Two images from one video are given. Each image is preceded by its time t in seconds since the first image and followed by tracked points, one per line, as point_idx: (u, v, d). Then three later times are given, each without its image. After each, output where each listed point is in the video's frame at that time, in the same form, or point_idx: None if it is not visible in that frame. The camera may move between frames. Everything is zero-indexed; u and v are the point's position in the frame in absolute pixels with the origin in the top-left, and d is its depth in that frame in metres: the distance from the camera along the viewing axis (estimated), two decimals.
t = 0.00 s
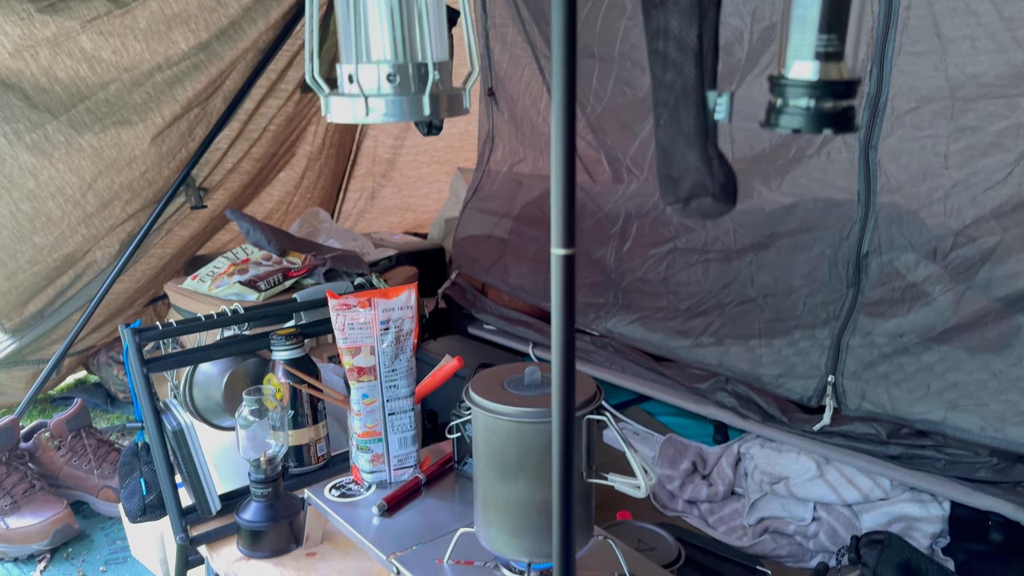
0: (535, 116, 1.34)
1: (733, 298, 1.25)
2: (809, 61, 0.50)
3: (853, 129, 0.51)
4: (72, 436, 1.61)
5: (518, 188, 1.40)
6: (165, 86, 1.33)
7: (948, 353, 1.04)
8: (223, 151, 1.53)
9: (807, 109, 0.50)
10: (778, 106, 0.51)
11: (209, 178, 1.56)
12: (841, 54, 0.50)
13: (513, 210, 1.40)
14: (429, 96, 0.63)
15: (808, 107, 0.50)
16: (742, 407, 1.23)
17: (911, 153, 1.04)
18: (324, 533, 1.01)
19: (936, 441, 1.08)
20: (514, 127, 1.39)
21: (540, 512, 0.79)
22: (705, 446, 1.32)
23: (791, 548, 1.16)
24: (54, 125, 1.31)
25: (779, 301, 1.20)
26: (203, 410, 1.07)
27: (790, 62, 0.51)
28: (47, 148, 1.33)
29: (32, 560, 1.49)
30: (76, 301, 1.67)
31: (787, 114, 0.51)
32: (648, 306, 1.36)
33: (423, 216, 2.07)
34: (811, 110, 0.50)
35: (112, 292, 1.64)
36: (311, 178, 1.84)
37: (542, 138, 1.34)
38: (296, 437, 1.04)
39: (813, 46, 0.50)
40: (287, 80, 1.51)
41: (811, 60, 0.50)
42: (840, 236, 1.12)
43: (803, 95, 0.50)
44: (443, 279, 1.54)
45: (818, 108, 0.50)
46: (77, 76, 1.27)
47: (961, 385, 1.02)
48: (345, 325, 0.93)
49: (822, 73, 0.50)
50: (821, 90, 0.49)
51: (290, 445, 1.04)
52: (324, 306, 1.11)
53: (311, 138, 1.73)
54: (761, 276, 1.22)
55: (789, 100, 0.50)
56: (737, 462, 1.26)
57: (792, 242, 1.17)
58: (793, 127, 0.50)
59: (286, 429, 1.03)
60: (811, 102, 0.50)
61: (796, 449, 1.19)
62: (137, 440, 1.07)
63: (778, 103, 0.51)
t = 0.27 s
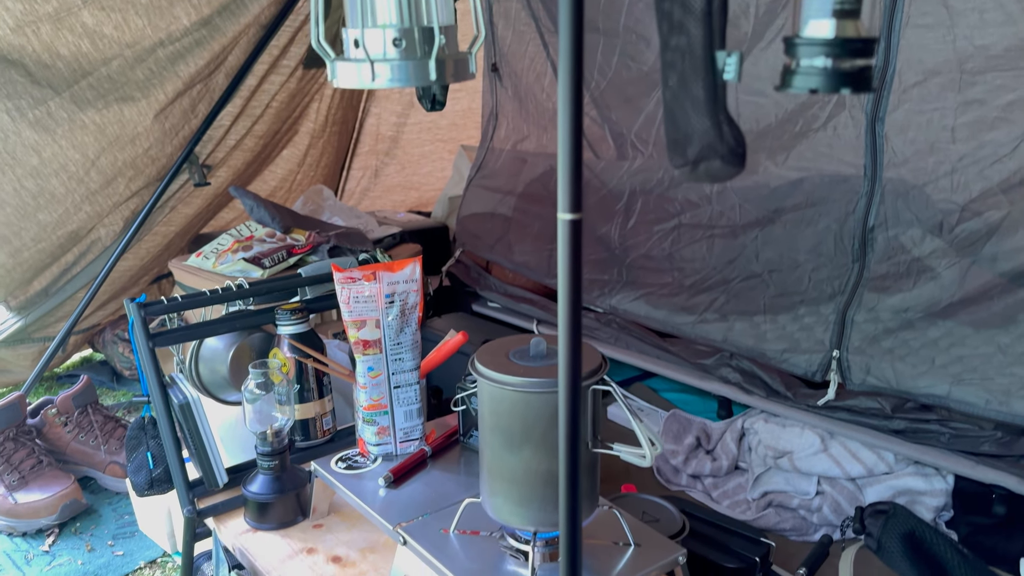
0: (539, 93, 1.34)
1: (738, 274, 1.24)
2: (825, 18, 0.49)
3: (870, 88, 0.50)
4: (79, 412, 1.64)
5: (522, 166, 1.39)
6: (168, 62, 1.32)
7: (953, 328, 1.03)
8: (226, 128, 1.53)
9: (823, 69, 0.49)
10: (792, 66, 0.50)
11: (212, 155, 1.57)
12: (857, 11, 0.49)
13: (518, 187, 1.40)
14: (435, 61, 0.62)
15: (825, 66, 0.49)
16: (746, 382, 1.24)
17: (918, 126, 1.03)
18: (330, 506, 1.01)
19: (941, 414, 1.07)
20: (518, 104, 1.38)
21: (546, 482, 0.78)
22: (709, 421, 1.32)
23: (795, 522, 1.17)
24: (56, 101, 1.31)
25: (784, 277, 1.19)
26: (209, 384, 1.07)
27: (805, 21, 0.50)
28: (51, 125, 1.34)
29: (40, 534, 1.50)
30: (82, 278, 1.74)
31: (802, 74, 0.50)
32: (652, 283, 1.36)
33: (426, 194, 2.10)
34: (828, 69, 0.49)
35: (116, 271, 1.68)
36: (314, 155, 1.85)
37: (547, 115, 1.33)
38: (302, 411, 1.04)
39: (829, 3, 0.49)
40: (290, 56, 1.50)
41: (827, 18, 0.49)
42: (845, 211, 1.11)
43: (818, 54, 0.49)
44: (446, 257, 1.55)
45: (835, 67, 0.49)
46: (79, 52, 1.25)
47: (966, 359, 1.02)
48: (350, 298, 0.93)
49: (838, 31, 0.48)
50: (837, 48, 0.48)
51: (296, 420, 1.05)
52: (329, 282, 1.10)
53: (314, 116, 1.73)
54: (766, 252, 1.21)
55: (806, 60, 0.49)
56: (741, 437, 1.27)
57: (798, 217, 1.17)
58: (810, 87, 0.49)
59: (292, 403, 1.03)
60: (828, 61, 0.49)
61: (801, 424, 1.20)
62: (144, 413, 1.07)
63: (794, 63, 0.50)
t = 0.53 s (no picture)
0: (542, 65, 1.33)
1: (741, 247, 1.24)
2: None
3: (868, 44, 0.49)
4: (84, 387, 1.66)
5: (524, 140, 1.39)
6: (168, 35, 1.31)
7: (956, 300, 1.03)
8: (227, 101, 1.53)
9: (823, 25, 0.47)
10: (792, 22, 0.48)
11: (212, 130, 1.57)
12: None
13: (520, 162, 1.39)
14: (433, 20, 0.62)
15: (824, 22, 0.47)
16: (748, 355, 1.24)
17: (924, 97, 1.01)
18: (334, 475, 1.03)
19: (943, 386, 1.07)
20: (520, 78, 1.38)
21: (549, 448, 0.78)
22: (711, 394, 1.34)
23: (797, 493, 1.19)
24: (56, 76, 1.29)
25: (787, 250, 1.18)
26: (213, 356, 1.07)
27: None
28: (51, 100, 1.33)
29: (46, 506, 1.52)
30: (85, 253, 1.78)
31: (802, 30, 0.48)
32: (654, 257, 1.35)
33: (428, 169, 2.12)
34: (828, 25, 0.47)
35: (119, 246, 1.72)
36: (315, 131, 1.84)
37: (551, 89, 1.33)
38: (306, 382, 1.05)
39: None
40: (290, 30, 1.48)
41: None
42: (849, 182, 1.10)
43: (819, 9, 0.47)
44: (449, 231, 1.55)
45: (835, 23, 0.47)
46: (77, 25, 1.22)
47: (969, 332, 1.01)
48: (352, 268, 0.93)
49: None
50: (838, 3, 0.46)
51: (300, 391, 1.05)
52: (330, 254, 1.10)
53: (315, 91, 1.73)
54: (770, 224, 1.20)
55: (806, 16, 0.47)
56: (742, 410, 1.28)
57: (802, 189, 1.15)
58: (810, 44, 0.47)
59: (295, 374, 1.03)
60: (827, 17, 0.47)
61: (803, 396, 1.21)
62: (148, 386, 1.07)
63: (794, 18, 0.48)
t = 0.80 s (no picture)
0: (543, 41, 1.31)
1: (743, 223, 1.23)
2: None
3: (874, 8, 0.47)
4: (86, 363, 1.68)
5: (526, 116, 1.38)
6: (166, 11, 1.29)
7: (957, 276, 1.02)
8: (226, 78, 1.52)
9: None
10: None
11: (212, 107, 1.57)
12: None
13: (521, 138, 1.38)
14: None
15: None
16: (750, 331, 1.24)
17: (927, 69, 0.99)
18: (336, 450, 1.03)
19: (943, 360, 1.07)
20: (521, 53, 1.37)
21: (549, 421, 0.78)
22: (712, 369, 1.35)
23: (797, 467, 1.21)
24: (55, 52, 1.28)
25: (789, 225, 1.18)
26: (215, 332, 1.08)
27: None
28: (50, 77, 1.32)
29: (51, 483, 1.53)
30: (85, 233, 1.79)
31: None
32: (656, 234, 1.35)
33: (429, 146, 2.11)
34: None
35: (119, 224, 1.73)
36: (314, 108, 1.84)
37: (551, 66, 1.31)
38: (307, 358, 1.05)
39: None
40: (289, 6, 1.47)
41: None
42: (852, 156, 1.08)
43: None
44: (451, 208, 1.55)
45: None
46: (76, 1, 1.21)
47: (971, 307, 1.01)
48: (352, 244, 0.93)
49: None
50: None
51: (302, 367, 1.06)
52: (331, 231, 1.10)
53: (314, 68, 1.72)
54: (772, 200, 1.19)
55: None
56: (743, 385, 1.29)
57: (804, 164, 1.14)
58: (815, 9, 0.46)
59: (297, 350, 1.04)
60: None
61: (804, 371, 1.21)
62: (151, 362, 1.08)
63: None
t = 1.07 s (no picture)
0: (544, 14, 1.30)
1: (745, 198, 1.23)
2: None
3: None
4: (87, 340, 1.69)
5: (527, 92, 1.37)
6: None
7: (960, 250, 1.01)
8: (224, 53, 1.51)
9: None
10: None
11: (210, 82, 1.56)
12: None
13: (522, 114, 1.37)
14: None
15: None
16: (751, 306, 1.25)
17: (933, 40, 0.97)
18: (339, 424, 1.03)
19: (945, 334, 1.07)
20: (522, 28, 1.35)
21: (549, 395, 0.78)
22: (714, 345, 1.36)
23: (798, 442, 1.21)
24: (51, 27, 1.27)
25: (791, 200, 1.17)
26: (216, 307, 1.08)
27: None
28: (47, 52, 1.31)
29: (55, 458, 1.54)
30: (84, 209, 1.79)
31: None
32: (658, 210, 1.35)
33: (429, 122, 2.11)
34: None
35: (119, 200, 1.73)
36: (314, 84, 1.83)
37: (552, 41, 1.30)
38: (308, 334, 1.05)
39: None
40: None
41: None
42: (855, 130, 1.07)
43: None
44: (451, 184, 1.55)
45: None
46: None
47: (973, 281, 1.00)
48: (352, 218, 0.93)
49: None
50: None
51: (303, 342, 1.06)
52: (331, 206, 1.10)
53: (313, 44, 1.71)
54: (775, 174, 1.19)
55: None
56: (744, 360, 1.29)
57: (806, 138, 1.13)
58: None
59: (298, 326, 1.04)
60: None
61: (805, 345, 1.21)
62: (152, 337, 1.08)
63: None
